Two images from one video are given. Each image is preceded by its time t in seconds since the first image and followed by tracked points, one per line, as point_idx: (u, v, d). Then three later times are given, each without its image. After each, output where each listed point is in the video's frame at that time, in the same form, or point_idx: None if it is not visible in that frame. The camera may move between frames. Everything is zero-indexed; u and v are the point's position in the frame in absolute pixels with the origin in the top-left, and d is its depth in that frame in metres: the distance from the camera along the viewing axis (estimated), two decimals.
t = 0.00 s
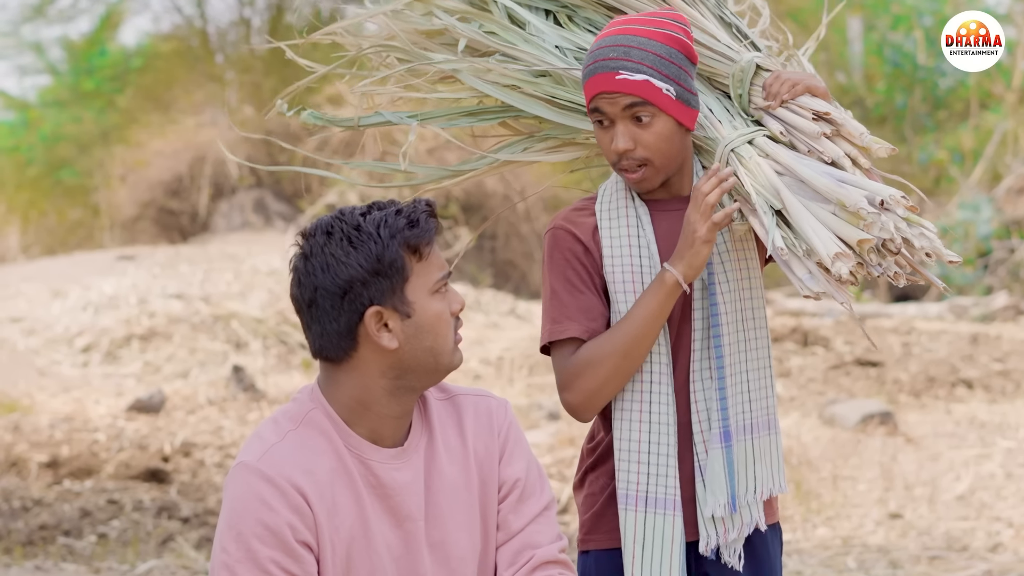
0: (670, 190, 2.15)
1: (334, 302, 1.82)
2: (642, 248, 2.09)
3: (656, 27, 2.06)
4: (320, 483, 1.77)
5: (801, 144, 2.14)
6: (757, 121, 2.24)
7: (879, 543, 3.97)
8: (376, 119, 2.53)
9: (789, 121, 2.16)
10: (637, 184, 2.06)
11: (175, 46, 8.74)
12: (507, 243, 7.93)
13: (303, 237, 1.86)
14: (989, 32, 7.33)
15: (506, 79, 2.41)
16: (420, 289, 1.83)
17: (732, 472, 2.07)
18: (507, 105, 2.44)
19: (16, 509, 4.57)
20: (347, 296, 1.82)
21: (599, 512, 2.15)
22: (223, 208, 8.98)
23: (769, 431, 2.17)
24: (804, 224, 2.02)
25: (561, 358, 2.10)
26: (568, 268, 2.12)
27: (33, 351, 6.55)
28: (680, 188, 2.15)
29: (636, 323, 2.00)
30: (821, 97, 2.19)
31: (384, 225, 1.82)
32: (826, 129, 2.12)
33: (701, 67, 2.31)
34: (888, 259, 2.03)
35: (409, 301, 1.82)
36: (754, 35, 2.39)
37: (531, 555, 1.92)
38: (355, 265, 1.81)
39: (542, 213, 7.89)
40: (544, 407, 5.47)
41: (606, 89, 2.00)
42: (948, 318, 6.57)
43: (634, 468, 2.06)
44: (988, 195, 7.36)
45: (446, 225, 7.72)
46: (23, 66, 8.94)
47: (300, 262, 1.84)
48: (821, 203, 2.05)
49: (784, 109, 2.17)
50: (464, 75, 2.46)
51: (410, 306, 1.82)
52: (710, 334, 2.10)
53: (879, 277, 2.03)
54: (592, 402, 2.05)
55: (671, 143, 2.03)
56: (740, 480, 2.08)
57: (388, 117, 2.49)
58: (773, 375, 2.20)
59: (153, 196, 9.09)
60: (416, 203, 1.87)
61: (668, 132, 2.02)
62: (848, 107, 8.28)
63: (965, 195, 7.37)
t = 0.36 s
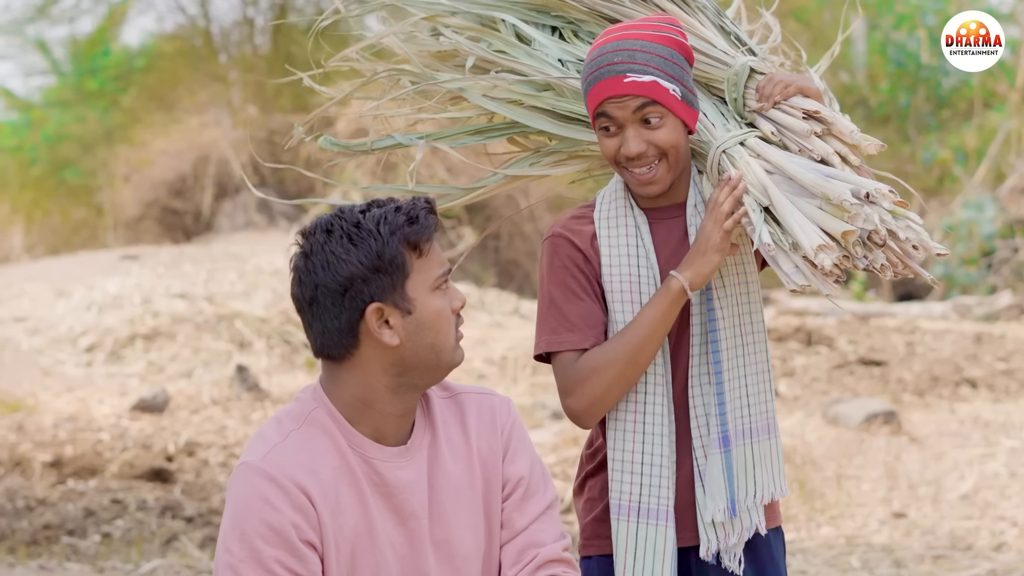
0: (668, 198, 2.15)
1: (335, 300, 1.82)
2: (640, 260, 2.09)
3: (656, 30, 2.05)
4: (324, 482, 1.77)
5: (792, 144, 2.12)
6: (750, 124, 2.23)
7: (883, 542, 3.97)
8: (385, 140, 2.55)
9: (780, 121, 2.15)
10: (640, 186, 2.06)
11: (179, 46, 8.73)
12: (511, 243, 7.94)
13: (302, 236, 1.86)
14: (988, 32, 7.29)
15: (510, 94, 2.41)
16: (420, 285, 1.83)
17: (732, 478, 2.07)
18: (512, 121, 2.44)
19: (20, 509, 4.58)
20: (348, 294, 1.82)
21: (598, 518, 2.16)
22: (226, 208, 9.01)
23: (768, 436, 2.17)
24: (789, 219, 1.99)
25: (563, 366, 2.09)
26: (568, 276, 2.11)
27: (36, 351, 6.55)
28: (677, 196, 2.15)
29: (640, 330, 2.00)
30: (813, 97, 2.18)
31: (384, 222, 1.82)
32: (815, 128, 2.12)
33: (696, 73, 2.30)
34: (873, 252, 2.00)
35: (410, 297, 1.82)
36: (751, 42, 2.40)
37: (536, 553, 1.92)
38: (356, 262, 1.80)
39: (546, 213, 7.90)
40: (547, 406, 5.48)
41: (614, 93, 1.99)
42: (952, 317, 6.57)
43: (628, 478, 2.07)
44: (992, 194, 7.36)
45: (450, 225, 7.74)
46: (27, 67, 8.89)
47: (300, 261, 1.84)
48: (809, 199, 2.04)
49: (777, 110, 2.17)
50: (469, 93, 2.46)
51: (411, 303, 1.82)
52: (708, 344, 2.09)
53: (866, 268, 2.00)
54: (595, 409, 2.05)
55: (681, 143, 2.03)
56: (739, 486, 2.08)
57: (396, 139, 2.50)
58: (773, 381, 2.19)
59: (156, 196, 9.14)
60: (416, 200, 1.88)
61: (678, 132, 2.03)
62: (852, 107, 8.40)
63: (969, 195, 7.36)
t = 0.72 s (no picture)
0: (650, 219, 2.13)
1: (334, 299, 1.82)
2: (630, 283, 2.09)
3: (644, 55, 2.04)
4: (325, 482, 1.76)
5: (778, 164, 2.11)
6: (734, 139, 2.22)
7: (884, 543, 3.96)
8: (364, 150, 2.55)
9: (767, 141, 2.13)
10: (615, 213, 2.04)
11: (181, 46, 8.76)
12: (512, 244, 7.95)
13: (300, 238, 1.86)
14: (989, 33, 7.37)
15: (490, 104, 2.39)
16: (418, 282, 1.83)
17: (718, 501, 2.06)
18: (492, 132, 2.43)
19: (22, 509, 4.58)
20: (346, 293, 1.82)
21: (589, 534, 2.14)
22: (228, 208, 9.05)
23: (756, 456, 2.17)
24: (776, 245, 1.99)
25: (576, 392, 2.07)
26: (559, 300, 2.12)
27: (38, 351, 6.55)
28: (658, 218, 2.13)
29: (662, 352, 1.98)
30: (799, 116, 2.18)
31: (380, 222, 1.82)
32: (801, 148, 2.11)
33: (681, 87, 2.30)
34: (860, 279, 2.02)
35: (408, 295, 1.82)
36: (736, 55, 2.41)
37: (537, 553, 1.92)
38: (353, 262, 1.80)
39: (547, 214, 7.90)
40: (549, 407, 5.48)
41: (596, 116, 1.98)
42: (954, 318, 6.57)
43: (630, 501, 2.06)
44: (993, 195, 7.36)
45: (452, 226, 7.76)
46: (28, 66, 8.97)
47: (298, 263, 1.84)
48: (796, 224, 2.03)
49: (762, 128, 2.16)
50: (447, 101, 2.44)
51: (409, 301, 1.82)
52: (692, 369, 2.08)
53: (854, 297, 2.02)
54: (615, 431, 2.02)
55: (657, 172, 2.01)
56: (728, 505, 2.08)
57: (376, 150, 2.50)
58: (757, 400, 2.19)
59: (160, 197, 9.07)
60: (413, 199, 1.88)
61: (656, 160, 2.00)
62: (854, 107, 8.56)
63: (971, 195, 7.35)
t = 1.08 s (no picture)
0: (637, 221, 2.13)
1: (332, 300, 1.82)
2: (620, 286, 2.08)
3: (628, 61, 2.02)
4: (324, 481, 1.76)
5: (769, 168, 2.11)
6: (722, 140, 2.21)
7: (886, 543, 3.96)
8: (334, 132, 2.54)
9: (759, 144, 2.13)
10: (609, 221, 2.06)
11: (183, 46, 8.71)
12: (514, 244, 7.95)
13: (300, 238, 1.86)
14: (990, 33, 7.49)
15: (471, 95, 2.40)
16: (418, 285, 1.83)
17: (714, 504, 2.06)
18: (468, 122, 2.42)
19: (24, 509, 4.59)
20: (345, 294, 1.82)
21: (584, 540, 2.13)
22: (230, 209, 9.07)
23: (749, 459, 2.18)
24: (774, 255, 1.99)
25: (570, 399, 2.06)
26: (550, 305, 2.11)
27: (40, 351, 6.56)
28: (648, 220, 2.13)
29: (656, 356, 1.97)
30: (789, 119, 2.19)
31: (381, 224, 1.82)
32: (795, 154, 2.11)
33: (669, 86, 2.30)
34: (855, 289, 2.03)
35: (407, 297, 1.82)
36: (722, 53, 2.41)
37: (536, 549, 1.92)
38: (353, 263, 1.81)
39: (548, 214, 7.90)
40: (551, 407, 5.48)
41: (583, 127, 1.97)
42: (955, 319, 6.57)
43: (623, 505, 2.05)
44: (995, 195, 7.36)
45: (454, 226, 7.76)
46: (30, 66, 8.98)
47: (298, 262, 1.84)
48: (791, 232, 2.03)
49: (753, 131, 2.15)
50: (427, 89, 2.44)
51: (408, 304, 1.82)
52: (685, 372, 2.09)
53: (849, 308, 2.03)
54: (610, 435, 2.01)
55: (647, 177, 2.01)
56: (724, 508, 2.08)
57: (349, 133, 2.50)
58: (748, 402, 2.20)
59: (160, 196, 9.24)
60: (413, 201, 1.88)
61: (645, 166, 2.00)
62: (855, 108, 8.50)
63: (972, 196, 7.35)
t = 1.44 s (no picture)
0: (632, 224, 2.13)
1: (328, 302, 1.82)
2: (617, 290, 2.08)
3: (616, 62, 2.03)
4: (321, 482, 1.77)
5: (766, 169, 2.11)
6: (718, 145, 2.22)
7: (888, 544, 3.96)
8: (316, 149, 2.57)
9: (754, 144, 2.13)
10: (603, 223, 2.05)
11: (186, 47, 8.71)
12: (516, 245, 7.96)
13: (296, 239, 1.86)
14: (990, 33, 7.43)
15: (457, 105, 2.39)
16: (413, 287, 1.83)
17: (712, 507, 2.06)
18: (454, 133, 2.43)
19: (28, 510, 4.60)
20: (341, 296, 1.82)
21: (581, 546, 2.13)
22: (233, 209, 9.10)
23: (746, 464, 2.18)
24: (778, 253, 2.00)
25: (569, 403, 2.05)
26: (547, 310, 2.10)
27: (43, 352, 6.57)
28: (644, 222, 2.14)
29: (654, 359, 1.96)
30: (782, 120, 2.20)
31: (376, 225, 1.82)
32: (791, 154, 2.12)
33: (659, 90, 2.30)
34: (862, 285, 2.04)
35: (403, 299, 1.82)
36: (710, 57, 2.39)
37: (533, 547, 1.92)
38: (348, 265, 1.80)
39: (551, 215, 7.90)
40: (554, 408, 5.49)
41: (571, 129, 1.97)
42: (957, 319, 6.57)
43: (623, 509, 2.05)
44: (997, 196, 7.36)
45: (457, 227, 7.77)
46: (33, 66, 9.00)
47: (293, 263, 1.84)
48: (794, 230, 2.04)
49: (747, 132, 2.16)
50: (408, 103, 2.42)
51: (404, 305, 1.82)
52: (682, 375, 2.10)
53: (858, 304, 2.04)
54: (611, 439, 2.00)
55: (638, 178, 2.01)
56: (722, 511, 2.08)
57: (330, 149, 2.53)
58: (745, 406, 2.20)
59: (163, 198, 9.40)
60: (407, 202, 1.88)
61: (636, 166, 2.00)
62: (858, 108, 8.49)
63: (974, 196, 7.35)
